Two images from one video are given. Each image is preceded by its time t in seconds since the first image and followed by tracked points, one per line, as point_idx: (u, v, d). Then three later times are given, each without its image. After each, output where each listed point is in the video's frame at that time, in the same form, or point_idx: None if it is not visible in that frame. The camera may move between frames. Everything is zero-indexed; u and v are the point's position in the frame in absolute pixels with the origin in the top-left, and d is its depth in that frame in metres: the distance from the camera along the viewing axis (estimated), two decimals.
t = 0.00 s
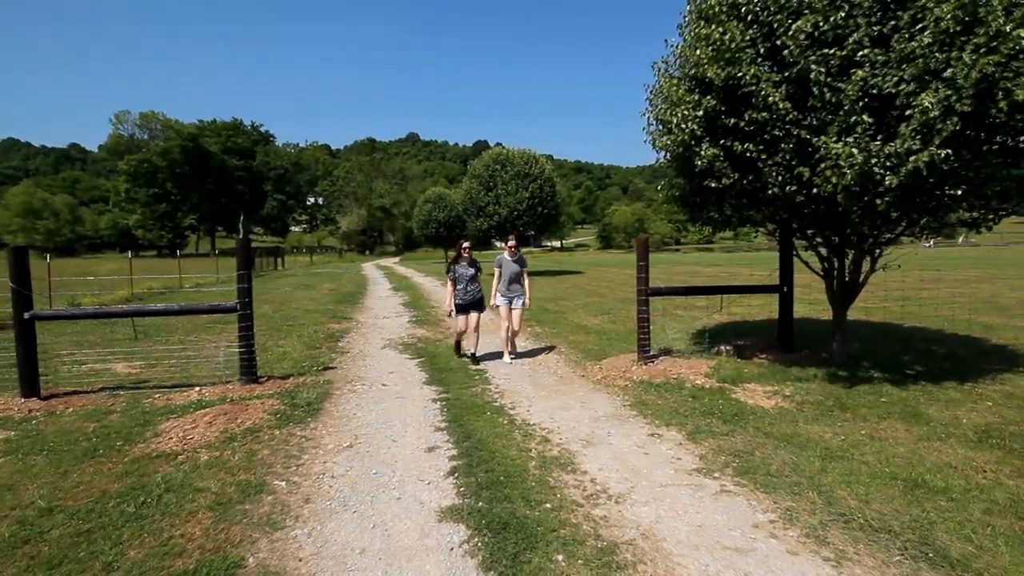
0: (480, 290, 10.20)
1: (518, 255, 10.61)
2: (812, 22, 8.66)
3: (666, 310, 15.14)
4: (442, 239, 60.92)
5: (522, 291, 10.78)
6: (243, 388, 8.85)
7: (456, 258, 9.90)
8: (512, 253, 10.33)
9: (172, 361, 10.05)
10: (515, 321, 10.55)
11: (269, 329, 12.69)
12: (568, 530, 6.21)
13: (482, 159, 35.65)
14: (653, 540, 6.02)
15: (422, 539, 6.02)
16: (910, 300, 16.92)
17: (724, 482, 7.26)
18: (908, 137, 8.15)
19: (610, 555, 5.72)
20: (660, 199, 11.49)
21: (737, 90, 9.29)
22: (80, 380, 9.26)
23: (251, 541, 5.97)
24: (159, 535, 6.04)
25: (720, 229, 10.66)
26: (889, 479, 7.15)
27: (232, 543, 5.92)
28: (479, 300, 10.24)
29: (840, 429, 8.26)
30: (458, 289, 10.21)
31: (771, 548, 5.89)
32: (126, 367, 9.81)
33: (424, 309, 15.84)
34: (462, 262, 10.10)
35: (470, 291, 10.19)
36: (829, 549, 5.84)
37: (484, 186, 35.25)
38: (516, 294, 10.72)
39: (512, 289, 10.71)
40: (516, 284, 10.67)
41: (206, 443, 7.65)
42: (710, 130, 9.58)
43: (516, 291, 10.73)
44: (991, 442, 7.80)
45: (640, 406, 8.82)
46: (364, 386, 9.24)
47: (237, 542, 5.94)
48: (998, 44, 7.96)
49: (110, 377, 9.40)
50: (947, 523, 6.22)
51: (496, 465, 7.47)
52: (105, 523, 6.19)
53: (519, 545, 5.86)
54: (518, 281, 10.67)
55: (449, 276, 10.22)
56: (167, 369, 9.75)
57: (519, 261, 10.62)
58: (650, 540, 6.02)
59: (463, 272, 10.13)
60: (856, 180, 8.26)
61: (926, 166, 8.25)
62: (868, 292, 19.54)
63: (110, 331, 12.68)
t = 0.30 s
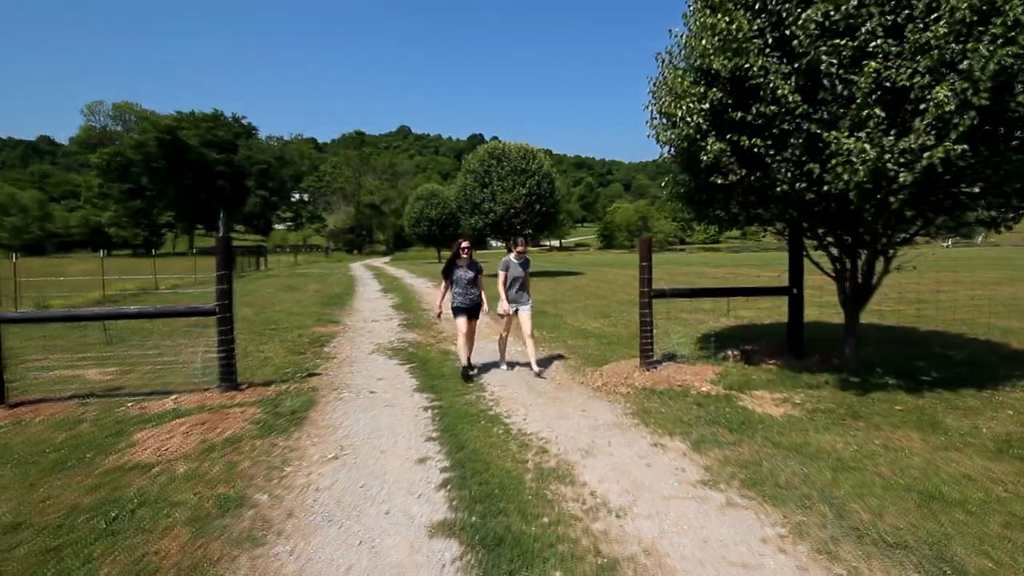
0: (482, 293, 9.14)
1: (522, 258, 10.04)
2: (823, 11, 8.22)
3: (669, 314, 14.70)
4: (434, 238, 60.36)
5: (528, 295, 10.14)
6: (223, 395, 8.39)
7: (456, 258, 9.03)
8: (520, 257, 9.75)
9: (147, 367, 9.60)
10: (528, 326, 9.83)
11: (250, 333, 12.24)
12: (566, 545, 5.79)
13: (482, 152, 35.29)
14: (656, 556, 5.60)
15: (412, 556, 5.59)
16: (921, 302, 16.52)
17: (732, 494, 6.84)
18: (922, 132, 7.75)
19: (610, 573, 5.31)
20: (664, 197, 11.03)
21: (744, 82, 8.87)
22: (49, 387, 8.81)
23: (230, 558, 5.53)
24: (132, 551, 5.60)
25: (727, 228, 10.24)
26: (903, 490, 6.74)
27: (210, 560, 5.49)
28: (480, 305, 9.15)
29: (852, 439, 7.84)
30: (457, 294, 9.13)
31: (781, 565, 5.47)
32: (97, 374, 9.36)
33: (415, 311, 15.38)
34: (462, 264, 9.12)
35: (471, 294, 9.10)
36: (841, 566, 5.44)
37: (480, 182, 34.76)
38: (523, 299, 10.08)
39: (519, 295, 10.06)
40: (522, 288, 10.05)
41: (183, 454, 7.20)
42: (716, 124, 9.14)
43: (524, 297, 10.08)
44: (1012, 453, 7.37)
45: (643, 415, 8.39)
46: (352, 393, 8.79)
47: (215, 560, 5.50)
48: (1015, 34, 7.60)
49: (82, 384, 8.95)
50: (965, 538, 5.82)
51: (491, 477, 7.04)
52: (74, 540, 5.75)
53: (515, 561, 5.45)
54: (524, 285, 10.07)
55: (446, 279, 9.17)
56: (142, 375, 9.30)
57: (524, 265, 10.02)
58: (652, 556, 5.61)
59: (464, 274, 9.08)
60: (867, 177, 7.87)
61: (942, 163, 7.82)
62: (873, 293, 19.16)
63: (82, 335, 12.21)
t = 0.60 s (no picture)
0: (480, 296, 8.75)
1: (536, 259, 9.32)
2: (833, 1, 7.89)
3: (671, 317, 14.39)
4: (429, 238, 59.92)
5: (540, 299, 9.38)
6: (208, 401, 8.09)
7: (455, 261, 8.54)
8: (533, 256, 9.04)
9: (127, 371, 9.30)
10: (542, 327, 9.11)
11: (236, 336, 11.93)
12: (564, 556, 5.50)
13: (477, 149, 34.66)
14: (657, 569, 5.32)
15: (403, 568, 5.30)
16: (931, 306, 16.19)
17: (736, 504, 6.54)
18: (935, 128, 7.44)
19: None
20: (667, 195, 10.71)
21: (750, 75, 8.52)
22: (26, 392, 8.51)
23: (213, 571, 5.24)
24: (110, 563, 5.31)
25: (732, 227, 9.90)
26: (914, 500, 6.44)
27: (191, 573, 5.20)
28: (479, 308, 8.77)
29: (861, 446, 7.54)
30: (456, 299, 8.66)
31: None
32: (76, 378, 9.05)
33: (409, 313, 15.07)
34: (460, 266, 8.62)
35: (471, 297, 8.69)
36: None
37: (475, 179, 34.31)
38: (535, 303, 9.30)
39: (532, 298, 9.29)
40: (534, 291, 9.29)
41: (165, 461, 6.89)
42: (721, 119, 8.80)
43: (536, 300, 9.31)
44: None
45: (645, 422, 8.08)
46: (342, 399, 8.48)
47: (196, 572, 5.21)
48: None
49: (59, 389, 8.64)
50: (978, 549, 5.55)
51: (485, 486, 6.73)
52: (50, 552, 5.45)
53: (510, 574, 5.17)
54: (536, 288, 9.34)
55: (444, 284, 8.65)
56: (122, 380, 9.00)
57: (537, 266, 9.30)
58: (654, 569, 5.32)
59: (462, 277, 8.62)
60: (879, 174, 7.55)
61: (956, 160, 7.48)
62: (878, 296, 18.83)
63: (62, 338, 11.90)
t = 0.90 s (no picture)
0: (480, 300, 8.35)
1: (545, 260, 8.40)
2: None
3: (675, 319, 14.05)
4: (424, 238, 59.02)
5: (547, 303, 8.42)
6: (191, 407, 7.75)
7: (455, 262, 8.08)
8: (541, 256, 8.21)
9: (108, 377, 8.98)
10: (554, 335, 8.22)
11: (224, 340, 11.61)
12: (564, 571, 5.18)
13: (473, 143, 34.16)
14: None
15: None
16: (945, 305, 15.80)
17: (744, 514, 6.22)
18: (950, 122, 7.12)
19: None
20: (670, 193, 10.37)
21: (757, 67, 8.20)
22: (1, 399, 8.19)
23: None
24: None
25: (739, 225, 9.54)
26: (929, 510, 6.12)
27: None
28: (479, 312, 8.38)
29: (875, 454, 7.22)
30: (454, 301, 8.25)
31: None
32: (53, 384, 8.74)
33: (402, 316, 14.72)
34: (460, 268, 8.19)
35: (470, 300, 8.28)
36: None
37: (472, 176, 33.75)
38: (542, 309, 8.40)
39: (539, 303, 8.38)
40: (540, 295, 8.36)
41: (146, 471, 6.57)
42: (727, 112, 8.50)
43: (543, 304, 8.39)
44: None
45: (648, 428, 7.76)
46: (332, 404, 8.14)
47: None
48: None
49: (36, 396, 8.33)
50: (999, 563, 5.24)
51: (482, 496, 6.41)
52: (22, 568, 5.13)
53: None
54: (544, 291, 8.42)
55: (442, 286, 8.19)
56: (102, 386, 8.69)
57: (547, 268, 8.36)
58: None
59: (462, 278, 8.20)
60: (891, 170, 7.26)
61: (972, 155, 7.17)
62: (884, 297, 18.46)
63: (43, 342, 11.58)
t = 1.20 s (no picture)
0: (483, 304, 7.70)
1: (550, 259, 8.05)
2: None
3: (678, 318, 13.76)
4: (416, 232, 56.46)
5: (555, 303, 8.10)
6: (177, 409, 7.50)
7: (454, 259, 7.61)
8: (547, 252, 7.89)
9: (89, 378, 8.74)
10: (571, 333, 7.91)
11: (212, 340, 11.34)
12: None
13: (468, 135, 32.58)
14: None
15: None
16: (957, 305, 15.45)
17: (748, 519, 5.99)
18: (964, 114, 6.90)
19: None
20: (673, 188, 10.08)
21: (764, 58, 7.90)
22: None
23: None
24: None
25: (745, 221, 9.23)
26: (939, 515, 5.89)
27: None
28: (481, 316, 7.71)
29: (884, 458, 6.98)
30: (453, 303, 7.66)
31: None
32: (32, 387, 8.49)
33: (395, 314, 14.44)
34: (462, 267, 7.67)
35: (470, 302, 7.65)
36: None
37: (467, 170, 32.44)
38: (552, 309, 8.07)
39: (547, 303, 8.05)
40: (548, 295, 8.02)
41: (130, 475, 6.33)
42: (733, 105, 8.18)
43: (552, 304, 8.06)
44: None
45: (650, 432, 7.52)
46: (322, 407, 7.89)
47: None
48: None
49: (14, 398, 8.08)
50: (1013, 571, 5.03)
51: (478, 501, 6.16)
52: None
53: None
54: (552, 291, 8.07)
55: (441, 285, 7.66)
56: (83, 387, 8.45)
57: (552, 266, 8.01)
58: None
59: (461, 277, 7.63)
60: (903, 165, 6.97)
61: (987, 149, 6.93)
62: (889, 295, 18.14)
63: (26, 342, 11.31)
